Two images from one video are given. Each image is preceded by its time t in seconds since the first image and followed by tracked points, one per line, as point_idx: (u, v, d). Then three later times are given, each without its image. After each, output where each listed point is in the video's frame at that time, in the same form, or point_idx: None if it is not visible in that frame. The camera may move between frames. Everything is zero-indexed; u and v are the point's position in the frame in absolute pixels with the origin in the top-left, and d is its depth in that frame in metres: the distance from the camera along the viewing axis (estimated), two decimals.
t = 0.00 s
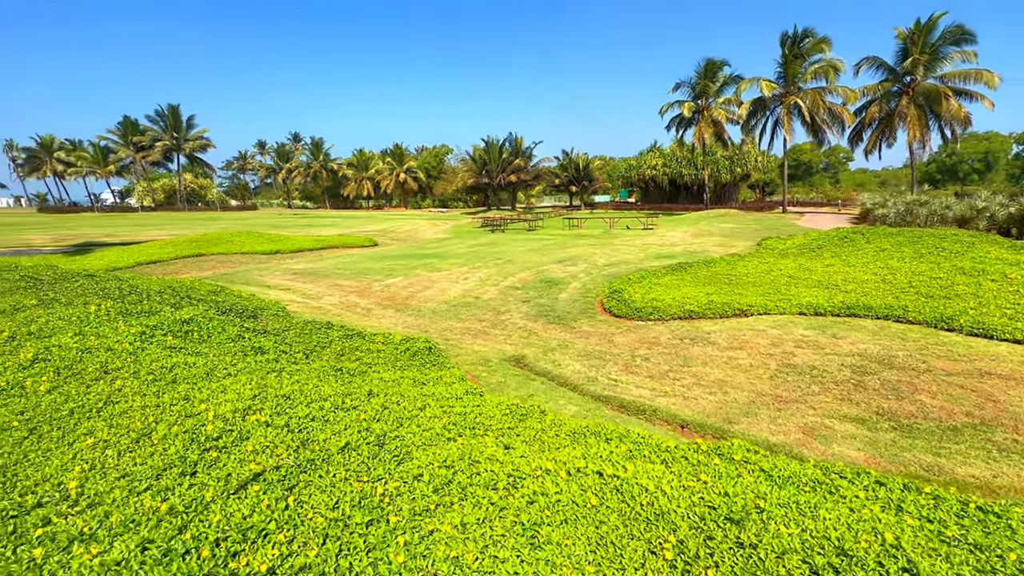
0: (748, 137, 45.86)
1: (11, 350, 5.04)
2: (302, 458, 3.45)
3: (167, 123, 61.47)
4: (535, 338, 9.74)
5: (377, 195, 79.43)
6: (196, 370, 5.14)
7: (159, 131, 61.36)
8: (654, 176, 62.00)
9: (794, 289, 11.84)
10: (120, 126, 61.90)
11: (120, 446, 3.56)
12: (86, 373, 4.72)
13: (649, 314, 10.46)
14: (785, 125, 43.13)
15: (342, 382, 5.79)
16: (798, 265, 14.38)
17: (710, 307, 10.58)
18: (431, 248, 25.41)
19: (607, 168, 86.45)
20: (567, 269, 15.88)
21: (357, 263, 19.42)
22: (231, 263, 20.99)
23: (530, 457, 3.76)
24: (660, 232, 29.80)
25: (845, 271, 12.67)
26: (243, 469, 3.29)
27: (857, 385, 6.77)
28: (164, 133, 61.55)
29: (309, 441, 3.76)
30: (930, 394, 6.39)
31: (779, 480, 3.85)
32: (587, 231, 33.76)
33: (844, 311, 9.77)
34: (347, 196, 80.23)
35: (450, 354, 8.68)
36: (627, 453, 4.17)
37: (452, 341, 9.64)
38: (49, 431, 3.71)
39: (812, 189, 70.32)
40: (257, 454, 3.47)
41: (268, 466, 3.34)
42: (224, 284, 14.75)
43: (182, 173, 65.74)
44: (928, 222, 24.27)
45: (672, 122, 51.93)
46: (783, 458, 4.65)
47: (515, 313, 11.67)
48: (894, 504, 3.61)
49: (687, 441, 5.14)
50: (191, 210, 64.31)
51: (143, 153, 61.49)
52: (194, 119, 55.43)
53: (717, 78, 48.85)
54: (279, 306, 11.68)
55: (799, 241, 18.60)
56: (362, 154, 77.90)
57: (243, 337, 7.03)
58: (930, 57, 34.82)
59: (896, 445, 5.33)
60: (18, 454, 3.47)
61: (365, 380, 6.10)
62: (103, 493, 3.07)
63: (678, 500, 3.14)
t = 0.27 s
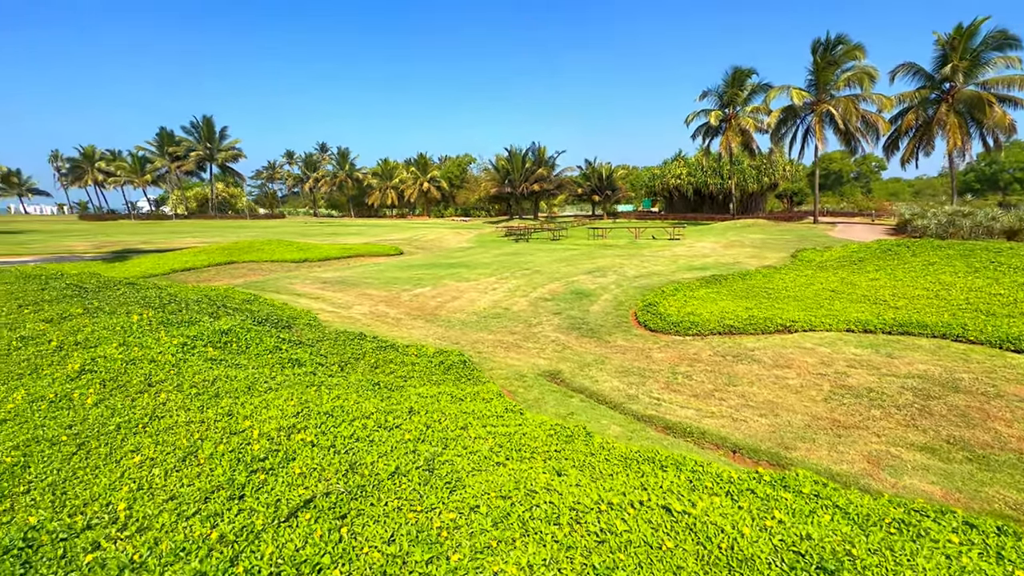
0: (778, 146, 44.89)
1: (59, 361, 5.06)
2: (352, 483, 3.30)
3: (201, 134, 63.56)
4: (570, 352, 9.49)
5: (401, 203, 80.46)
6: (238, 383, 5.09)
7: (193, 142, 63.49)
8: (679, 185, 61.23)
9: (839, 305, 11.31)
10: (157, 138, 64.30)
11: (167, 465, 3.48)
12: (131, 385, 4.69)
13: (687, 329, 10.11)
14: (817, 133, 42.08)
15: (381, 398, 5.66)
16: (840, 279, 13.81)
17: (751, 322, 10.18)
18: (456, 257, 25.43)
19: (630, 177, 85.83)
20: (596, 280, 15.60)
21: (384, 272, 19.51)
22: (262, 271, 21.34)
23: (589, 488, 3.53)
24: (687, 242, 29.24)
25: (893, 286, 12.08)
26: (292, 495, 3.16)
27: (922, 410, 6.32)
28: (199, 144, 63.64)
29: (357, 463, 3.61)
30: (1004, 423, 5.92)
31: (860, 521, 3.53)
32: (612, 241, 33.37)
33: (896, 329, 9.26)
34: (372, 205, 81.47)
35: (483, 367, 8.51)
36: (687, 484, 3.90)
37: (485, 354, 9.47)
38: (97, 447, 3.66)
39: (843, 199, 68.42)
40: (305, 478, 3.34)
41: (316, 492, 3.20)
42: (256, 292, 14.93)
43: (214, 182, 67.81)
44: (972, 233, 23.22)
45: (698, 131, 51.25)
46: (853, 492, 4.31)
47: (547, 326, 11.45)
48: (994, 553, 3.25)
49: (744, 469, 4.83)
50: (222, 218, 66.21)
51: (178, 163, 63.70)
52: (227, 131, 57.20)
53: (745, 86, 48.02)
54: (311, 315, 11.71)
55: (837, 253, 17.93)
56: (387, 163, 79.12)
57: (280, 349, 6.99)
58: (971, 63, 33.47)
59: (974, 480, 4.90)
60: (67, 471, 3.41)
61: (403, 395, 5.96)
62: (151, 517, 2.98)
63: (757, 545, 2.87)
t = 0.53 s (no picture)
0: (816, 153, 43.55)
1: (117, 366, 5.13)
2: (414, 504, 3.16)
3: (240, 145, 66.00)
4: (612, 364, 9.23)
5: (429, 212, 81.63)
6: (289, 392, 5.04)
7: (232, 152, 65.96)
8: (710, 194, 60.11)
9: (896, 320, 10.69)
10: (199, 149, 67.11)
11: (226, 477, 3.42)
12: (186, 392, 4.70)
13: (734, 342, 9.72)
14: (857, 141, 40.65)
15: (429, 410, 5.54)
16: (894, 292, 13.11)
17: (802, 336, 9.71)
18: (487, 266, 25.45)
19: (658, 186, 84.79)
20: (633, 291, 15.29)
21: (417, 280, 19.63)
22: (298, 278, 21.79)
23: (662, 517, 3.30)
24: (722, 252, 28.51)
25: (955, 301, 11.35)
26: (355, 515, 3.04)
27: (1004, 437, 5.83)
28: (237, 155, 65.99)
29: (416, 482, 3.46)
30: None
31: (965, 563, 3.19)
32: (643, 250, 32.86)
33: (964, 346, 8.67)
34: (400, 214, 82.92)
35: (524, 379, 8.34)
36: (764, 515, 3.62)
37: (524, 364, 9.31)
38: (157, 457, 3.64)
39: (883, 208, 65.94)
40: (366, 496, 3.23)
41: (379, 512, 3.07)
42: (294, 298, 15.19)
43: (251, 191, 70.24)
44: None
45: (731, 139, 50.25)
46: (945, 528, 3.93)
47: (585, 337, 11.22)
48: None
49: (817, 497, 4.50)
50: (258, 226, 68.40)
51: (218, 173, 66.28)
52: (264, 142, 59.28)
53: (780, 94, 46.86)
54: (349, 322, 11.79)
55: (887, 265, 17.09)
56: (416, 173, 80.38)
57: (325, 357, 6.99)
58: None
59: None
60: (128, 481, 3.39)
61: (450, 408, 5.84)
62: (214, 533, 2.90)
63: None
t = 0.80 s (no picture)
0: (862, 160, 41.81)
1: (180, 372, 5.20)
2: (488, 530, 3.00)
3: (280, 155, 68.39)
4: (661, 378, 8.91)
5: (460, 220, 82.45)
6: (345, 402, 5.00)
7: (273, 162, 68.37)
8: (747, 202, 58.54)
9: (969, 336, 9.96)
10: (243, 158, 69.89)
11: (293, 491, 3.35)
12: (247, 400, 4.70)
13: (790, 358, 9.24)
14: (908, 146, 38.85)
15: (482, 423, 5.40)
16: (961, 306, 12.28)
17: (865, 353, 9.14)
18: (521, 274, 25.35)
19: (692, 193, 83.21)
20: (676, 301, 14.86)
21: (453, 288, 19.68)
22: (336, 285, 22.18)
23: (751, 552, 3.06)
24: (764, 262, 27.57)
25: None
26: (428, 540, 2.90)
27: None
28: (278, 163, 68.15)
29: (486, 504, 3.30)
30: None
31: None
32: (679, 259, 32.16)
33: None
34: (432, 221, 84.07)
35: (571, 392, 8.12)
36: (863, 555, 3.30)
37: (570, 376, 9.08)
38: (223, 467, 3.61)
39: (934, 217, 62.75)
40: (436, 516, 3.11)
41: (452, 535, 2.95)
42: (335, 305, 15.42)
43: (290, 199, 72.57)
44: None
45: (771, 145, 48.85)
46: None
47: (630, 349, 10.91)
48: None
49: (910, 533, 4.12)
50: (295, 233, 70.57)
51: (260, 182, 68.81)
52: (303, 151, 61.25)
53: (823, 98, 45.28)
54: (390, 329, 11.84)
55: (949, 277, 16.09)
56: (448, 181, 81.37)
57: (374, 365, 6.96)
58: None
59: None
60: (198, 492, 3.36)
61: (502, 421, 5.68)
62: (286, 551, 2.82)
63: None
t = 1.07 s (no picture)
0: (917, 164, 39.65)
1: (240, 378, 5.22)
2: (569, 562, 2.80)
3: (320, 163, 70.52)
4: (716, 393, 8.50)
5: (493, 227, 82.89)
6: (402, 413, 4.89)
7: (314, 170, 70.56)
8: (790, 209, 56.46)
9: None
10: (285, 167, 72.46)
11: (360, 506, 3.24)
12: (307, 407, 4.67)
13: (857, 375, 8.65)
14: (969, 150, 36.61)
15: (539, 437, 5.20)
16: None
17: (942, 372, 8.46)
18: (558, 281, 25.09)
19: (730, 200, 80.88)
20: (724, 312, 14.29)
21: (491, 294, 19.62)
22: (376, 290, 22.51)
23: None
24: (812, 271, 26.35)
25: None
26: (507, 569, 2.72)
27: None
28: (318, 171, 70.16)
29: (562, 532, 3.10)
30: None
31: None
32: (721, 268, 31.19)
33: None
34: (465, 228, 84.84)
35: (623, 405, 7.81)
36: None
37: (619, 388, 8.78)
38: (288, 478, 3.54)
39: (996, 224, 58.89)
40: (512, 543, 2.93)
41: (531, 566, 2.76)
42: (376, 310, 15.58)
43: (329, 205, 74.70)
44: None
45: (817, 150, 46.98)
46: None
47: (679, 360, 10.50)
48: None
49: None
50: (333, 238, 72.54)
51: (301, 189, 71.13)
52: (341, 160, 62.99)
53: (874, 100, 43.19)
54: (432, 336, 11.82)
55: None
56: (481, 188, 81.97)
57: (424, 373, 6.88)
58: None
59: None
60: (265, 503, 3.30)
61: (559, 435, 5.47)
62: (359, 573, 2.69)
63: None
